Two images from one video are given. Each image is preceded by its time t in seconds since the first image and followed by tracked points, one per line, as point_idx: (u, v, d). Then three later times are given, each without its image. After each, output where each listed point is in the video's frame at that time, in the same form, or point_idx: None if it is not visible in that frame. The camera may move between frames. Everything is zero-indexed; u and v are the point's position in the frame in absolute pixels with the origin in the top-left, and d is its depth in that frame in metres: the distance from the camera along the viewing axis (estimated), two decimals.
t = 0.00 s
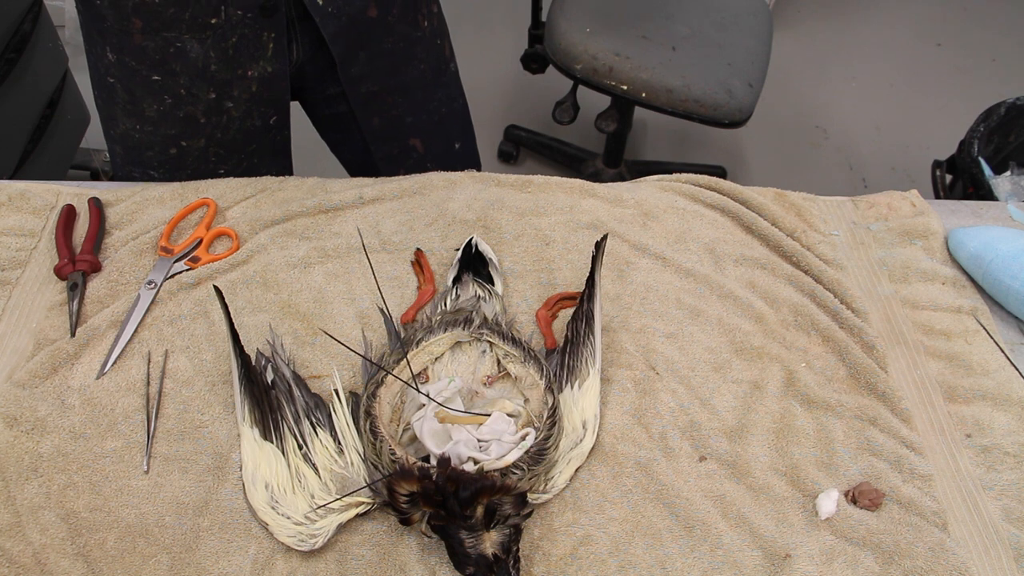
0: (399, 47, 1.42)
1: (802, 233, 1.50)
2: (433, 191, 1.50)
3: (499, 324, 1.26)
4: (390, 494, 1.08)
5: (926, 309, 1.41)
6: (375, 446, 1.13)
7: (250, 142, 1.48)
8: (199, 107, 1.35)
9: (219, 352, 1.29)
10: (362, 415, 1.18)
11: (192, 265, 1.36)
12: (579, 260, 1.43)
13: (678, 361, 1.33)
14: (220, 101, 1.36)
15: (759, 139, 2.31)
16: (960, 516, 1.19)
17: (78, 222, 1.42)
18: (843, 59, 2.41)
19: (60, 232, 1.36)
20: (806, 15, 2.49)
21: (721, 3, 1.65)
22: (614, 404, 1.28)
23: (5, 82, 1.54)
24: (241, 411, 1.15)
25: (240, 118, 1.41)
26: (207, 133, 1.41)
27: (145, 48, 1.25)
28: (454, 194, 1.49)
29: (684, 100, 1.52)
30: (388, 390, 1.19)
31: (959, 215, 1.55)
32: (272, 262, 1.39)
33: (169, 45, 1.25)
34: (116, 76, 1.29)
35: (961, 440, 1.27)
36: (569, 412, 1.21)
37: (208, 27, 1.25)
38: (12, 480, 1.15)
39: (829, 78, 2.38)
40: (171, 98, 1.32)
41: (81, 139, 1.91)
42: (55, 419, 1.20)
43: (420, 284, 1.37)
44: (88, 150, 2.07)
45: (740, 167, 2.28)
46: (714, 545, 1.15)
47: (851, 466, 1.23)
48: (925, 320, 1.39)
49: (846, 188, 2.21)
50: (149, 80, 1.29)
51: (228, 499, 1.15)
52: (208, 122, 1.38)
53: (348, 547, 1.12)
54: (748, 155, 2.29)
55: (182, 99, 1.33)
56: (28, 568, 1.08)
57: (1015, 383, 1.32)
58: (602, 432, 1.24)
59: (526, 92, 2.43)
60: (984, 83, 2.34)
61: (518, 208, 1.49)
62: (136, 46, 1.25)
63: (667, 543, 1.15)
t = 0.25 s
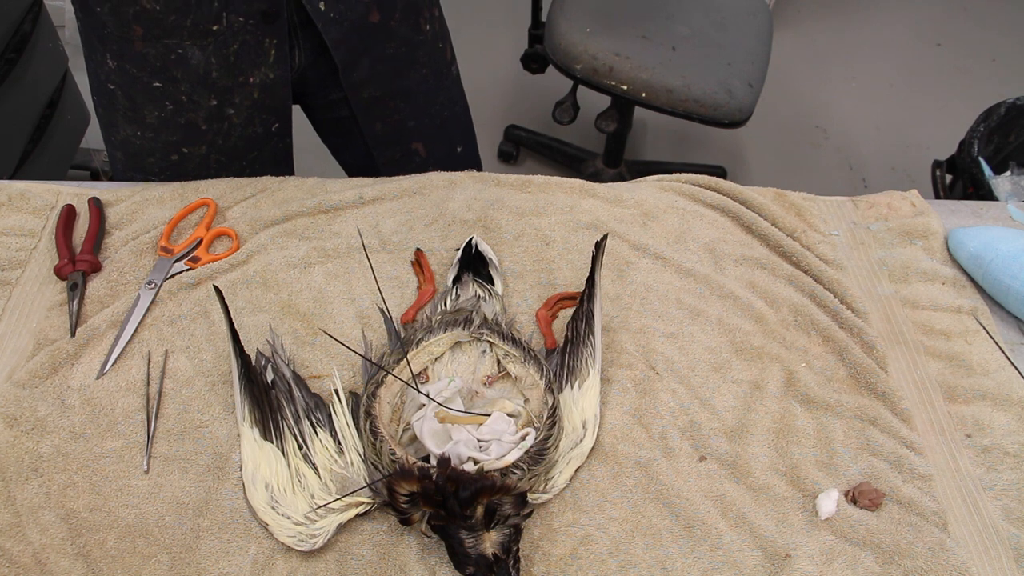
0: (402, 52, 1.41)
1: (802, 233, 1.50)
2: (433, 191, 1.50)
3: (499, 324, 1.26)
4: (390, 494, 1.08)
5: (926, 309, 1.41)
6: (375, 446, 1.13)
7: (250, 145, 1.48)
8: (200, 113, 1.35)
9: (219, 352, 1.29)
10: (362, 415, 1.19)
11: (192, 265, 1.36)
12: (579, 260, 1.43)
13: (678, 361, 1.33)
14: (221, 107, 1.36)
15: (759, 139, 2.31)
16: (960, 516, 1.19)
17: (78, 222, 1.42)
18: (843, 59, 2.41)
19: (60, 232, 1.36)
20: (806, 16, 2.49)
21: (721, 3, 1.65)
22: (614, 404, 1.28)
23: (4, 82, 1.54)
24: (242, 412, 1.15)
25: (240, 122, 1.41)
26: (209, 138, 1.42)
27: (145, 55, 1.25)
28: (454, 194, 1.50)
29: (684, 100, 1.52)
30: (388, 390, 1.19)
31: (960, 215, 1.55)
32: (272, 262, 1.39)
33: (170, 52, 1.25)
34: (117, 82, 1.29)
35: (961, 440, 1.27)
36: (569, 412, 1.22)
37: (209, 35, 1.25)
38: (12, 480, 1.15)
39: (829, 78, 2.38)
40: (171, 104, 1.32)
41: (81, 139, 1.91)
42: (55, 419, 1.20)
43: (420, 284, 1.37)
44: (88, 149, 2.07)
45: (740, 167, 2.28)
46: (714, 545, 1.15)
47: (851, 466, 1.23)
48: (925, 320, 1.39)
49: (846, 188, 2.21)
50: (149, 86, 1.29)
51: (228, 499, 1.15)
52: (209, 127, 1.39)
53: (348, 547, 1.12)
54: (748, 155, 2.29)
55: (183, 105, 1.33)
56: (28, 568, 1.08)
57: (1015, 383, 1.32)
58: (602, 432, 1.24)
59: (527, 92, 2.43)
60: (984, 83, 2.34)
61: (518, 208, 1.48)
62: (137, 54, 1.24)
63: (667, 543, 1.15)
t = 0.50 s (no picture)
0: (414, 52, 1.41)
1: (802, 233, 1.50)
2: (433, 192, 1.50)
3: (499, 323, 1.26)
4: (390, 494, 1.08)
5: (926, 309, 1.41)
6: (375, 446, 1.13)
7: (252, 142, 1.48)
8: (210, 109, 1.35)
9: (219, 352, 1.29)
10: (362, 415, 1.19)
11: (192, 265, 1.36)
12: (579, 260, 1.43)
13: (678, 361, 1.33)
14: (231, 110, 1.37)
15: (759, 139, 2.31)
16: (960, 516, 1.19)
17: (78, 222, 1.42)
18: (843, 59, 2.41)
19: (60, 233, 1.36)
20: (806, 16, 2.49)
21: (720, 3, 1.65)
22: (614, 404, 1.28)
23: (5, 82, 1.54)
24: (241, 412, 1.15)
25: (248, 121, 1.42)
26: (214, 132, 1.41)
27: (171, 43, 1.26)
28: (454, 194, 1.50)
29: (685, 100, 1.52)
30: (388, 390, 1.19)
31: (960, 215, 1.55)
32: (272, 262, 1.39)
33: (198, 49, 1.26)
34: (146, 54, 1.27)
35: (961, 440, 1.27)
36: (568, 412, 1.21)
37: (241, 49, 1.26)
38: (12, 480, 1.15)
39: (830, 78, 2.38)
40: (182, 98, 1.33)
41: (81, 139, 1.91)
42: (55, 419, 1.20)
43: (421, 283, 1.36)
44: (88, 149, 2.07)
45: (740, 168, 2.28)
46: (714, 545, 1.15)
47: (851, 466, 1.23)
48: (925, 320, 1.39)
49: (846, 188, 2.22)
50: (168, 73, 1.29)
51: (228, 499, 1.15)
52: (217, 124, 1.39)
53: (348, 547, 1.12)
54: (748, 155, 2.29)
55: (195, 99, 1.33)
56: (28, 568, 1.08)
57: (1015, 383, 1.32)
58: (602, 432, 1.24)
59: (526, 92, 2.43)
60: (985, 83, 2.34)
61: (518, 208, 1.48)
62: (160, 41, 1.25)
63: (667, 543, 1.15)
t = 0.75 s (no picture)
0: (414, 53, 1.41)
1: (802, 233, 1.50)
2: (433, 192, 1.50)
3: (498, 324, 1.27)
4: (390, 494, 1.08)
5: (926, 309, 1.41)
6: (375, 446, 1.14)
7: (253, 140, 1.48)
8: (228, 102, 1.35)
9: (219, 352, 1.29)
10: (362, 415, 1.19)
11: (192, 265, 1.35)
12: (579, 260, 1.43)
13: (678, 361, 1.33)
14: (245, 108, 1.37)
15: (758, 140, 2.31)
16: (960, 516, 1.19)
17: (78, 222, 1.42)
18: (843, 59, 2.41)
19: (60, 232, 1.36)
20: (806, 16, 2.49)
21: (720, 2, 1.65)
22: (614, 404, 1.28)
23: (5, 82, 1.54)
24: (241, 412, 1.16)
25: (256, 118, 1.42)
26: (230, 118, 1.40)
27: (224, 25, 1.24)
28: (454, 194, 1.50)
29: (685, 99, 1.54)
30: (387, 390, 1.19)
31: (959, 214, 1.55)
32: (272, 262, 1.39)
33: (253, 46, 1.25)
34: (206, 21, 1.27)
35: (961, 440, 1.27)
36: (567, 414, 1.21)
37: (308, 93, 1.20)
38: (12, 480, 1.15)
39: (830, 78, 2.38)
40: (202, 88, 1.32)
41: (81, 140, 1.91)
42: (55, 419, 1.20)
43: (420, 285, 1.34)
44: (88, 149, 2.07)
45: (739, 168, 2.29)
46: (714, 545, 1.15)
47: (851, 466, 1.23)
48: (925, 320, 1.39)
49: (846, 188, 2.22)
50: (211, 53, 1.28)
51: (228, 499, 1.15)
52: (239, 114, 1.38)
53: (348, 547, 1.12)
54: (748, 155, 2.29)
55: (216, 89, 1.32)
56: (27, 568, 1.08)
57: (1015, 383, 1.32)
58: (602, 432, 1.25)
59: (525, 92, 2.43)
60: (984, 82, 2.33)
61: (518, 208, 1.48)
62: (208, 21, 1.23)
63: (667, 543, 1.15)
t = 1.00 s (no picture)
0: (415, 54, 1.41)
1: (802, 233, 1.50)
2: (433, 192, 1.50)
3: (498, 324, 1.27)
4: (390, 494, 1.08)
5: (926, 310, 1.41)
6: (375, 446, 1.15)
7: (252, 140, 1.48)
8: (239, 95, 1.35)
9: (219, 352, 1.29)
10: (362, 415, 1.19)
11: (193, 265, 1.35)
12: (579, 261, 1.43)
13: (678, 361, 1.33)
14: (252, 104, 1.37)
15: (757, 140, 2.32)
16: (960, 516, 1.19)
17: (78, 222, 1.42)
18: (843, 59, 2.41)
19: (60, 232, 1.36)
20: (805, 15, 2.49)
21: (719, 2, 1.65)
22: (614, 404, 1.28)
23: (5, 82, 1.54)
24: (241, 411, 1.16)
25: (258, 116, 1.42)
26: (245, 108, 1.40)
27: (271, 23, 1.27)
28: (455, 195, 1.50)
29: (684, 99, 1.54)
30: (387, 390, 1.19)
31: (959, 215, 1.55)
32: (272, 262, 1.39)
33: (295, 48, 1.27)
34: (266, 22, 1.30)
35: (961, 440, 1.27)
36: (568, 413, 1.22)
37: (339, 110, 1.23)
38: (12, 480, 1.15)
39: (830, 78, 2.38)
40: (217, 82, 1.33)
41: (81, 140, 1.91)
42: (55, 419, 1.20)
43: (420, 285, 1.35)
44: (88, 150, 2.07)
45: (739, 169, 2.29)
46: (714, 545, 1.15)
47: (851, 466, 1.23)
48: (925, 320, 1.39)
49: (846, 188, 2.22)
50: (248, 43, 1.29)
51: (228, 499, 1.16)
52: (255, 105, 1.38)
53: (348, 547, 1.12)
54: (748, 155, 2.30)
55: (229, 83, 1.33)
56: (27, 568, 1.08)
57: (1014, 383, 1.33)
58: (602, 432, 1.25)
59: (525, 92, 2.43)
60: (984, 82, 2.33)
61: (518, 209, 1.48)
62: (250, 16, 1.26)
63: (667, 543, 1.15)
